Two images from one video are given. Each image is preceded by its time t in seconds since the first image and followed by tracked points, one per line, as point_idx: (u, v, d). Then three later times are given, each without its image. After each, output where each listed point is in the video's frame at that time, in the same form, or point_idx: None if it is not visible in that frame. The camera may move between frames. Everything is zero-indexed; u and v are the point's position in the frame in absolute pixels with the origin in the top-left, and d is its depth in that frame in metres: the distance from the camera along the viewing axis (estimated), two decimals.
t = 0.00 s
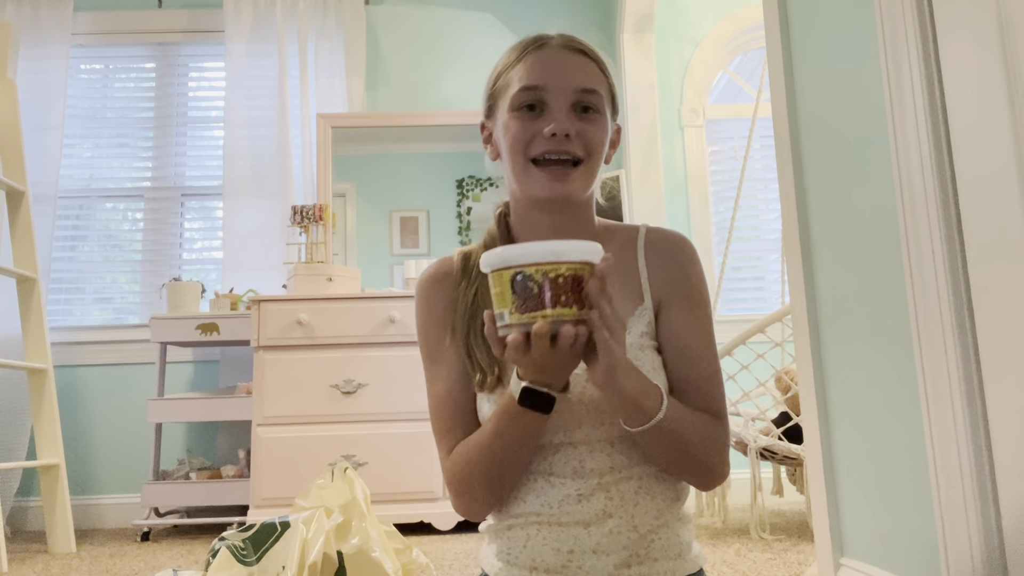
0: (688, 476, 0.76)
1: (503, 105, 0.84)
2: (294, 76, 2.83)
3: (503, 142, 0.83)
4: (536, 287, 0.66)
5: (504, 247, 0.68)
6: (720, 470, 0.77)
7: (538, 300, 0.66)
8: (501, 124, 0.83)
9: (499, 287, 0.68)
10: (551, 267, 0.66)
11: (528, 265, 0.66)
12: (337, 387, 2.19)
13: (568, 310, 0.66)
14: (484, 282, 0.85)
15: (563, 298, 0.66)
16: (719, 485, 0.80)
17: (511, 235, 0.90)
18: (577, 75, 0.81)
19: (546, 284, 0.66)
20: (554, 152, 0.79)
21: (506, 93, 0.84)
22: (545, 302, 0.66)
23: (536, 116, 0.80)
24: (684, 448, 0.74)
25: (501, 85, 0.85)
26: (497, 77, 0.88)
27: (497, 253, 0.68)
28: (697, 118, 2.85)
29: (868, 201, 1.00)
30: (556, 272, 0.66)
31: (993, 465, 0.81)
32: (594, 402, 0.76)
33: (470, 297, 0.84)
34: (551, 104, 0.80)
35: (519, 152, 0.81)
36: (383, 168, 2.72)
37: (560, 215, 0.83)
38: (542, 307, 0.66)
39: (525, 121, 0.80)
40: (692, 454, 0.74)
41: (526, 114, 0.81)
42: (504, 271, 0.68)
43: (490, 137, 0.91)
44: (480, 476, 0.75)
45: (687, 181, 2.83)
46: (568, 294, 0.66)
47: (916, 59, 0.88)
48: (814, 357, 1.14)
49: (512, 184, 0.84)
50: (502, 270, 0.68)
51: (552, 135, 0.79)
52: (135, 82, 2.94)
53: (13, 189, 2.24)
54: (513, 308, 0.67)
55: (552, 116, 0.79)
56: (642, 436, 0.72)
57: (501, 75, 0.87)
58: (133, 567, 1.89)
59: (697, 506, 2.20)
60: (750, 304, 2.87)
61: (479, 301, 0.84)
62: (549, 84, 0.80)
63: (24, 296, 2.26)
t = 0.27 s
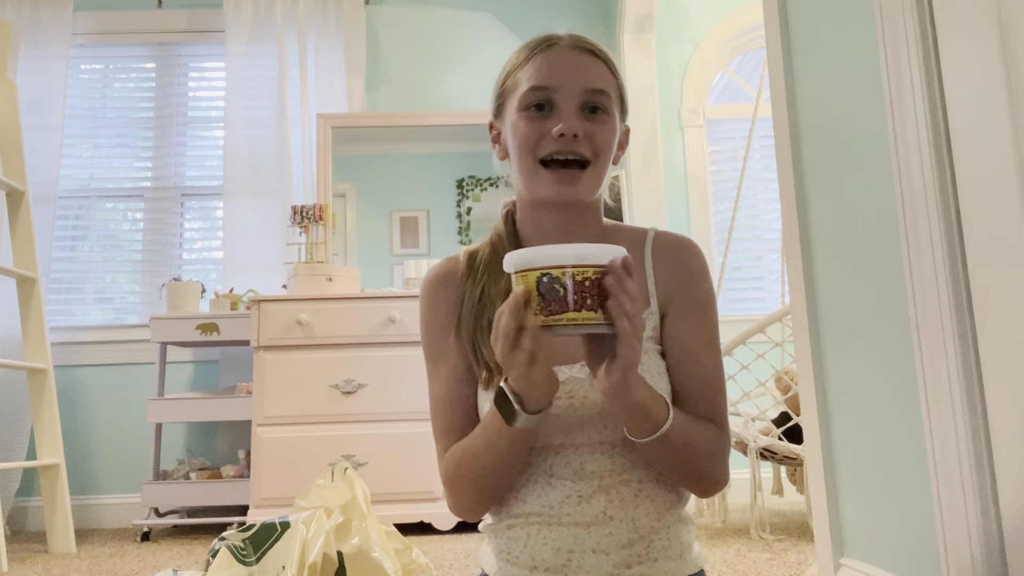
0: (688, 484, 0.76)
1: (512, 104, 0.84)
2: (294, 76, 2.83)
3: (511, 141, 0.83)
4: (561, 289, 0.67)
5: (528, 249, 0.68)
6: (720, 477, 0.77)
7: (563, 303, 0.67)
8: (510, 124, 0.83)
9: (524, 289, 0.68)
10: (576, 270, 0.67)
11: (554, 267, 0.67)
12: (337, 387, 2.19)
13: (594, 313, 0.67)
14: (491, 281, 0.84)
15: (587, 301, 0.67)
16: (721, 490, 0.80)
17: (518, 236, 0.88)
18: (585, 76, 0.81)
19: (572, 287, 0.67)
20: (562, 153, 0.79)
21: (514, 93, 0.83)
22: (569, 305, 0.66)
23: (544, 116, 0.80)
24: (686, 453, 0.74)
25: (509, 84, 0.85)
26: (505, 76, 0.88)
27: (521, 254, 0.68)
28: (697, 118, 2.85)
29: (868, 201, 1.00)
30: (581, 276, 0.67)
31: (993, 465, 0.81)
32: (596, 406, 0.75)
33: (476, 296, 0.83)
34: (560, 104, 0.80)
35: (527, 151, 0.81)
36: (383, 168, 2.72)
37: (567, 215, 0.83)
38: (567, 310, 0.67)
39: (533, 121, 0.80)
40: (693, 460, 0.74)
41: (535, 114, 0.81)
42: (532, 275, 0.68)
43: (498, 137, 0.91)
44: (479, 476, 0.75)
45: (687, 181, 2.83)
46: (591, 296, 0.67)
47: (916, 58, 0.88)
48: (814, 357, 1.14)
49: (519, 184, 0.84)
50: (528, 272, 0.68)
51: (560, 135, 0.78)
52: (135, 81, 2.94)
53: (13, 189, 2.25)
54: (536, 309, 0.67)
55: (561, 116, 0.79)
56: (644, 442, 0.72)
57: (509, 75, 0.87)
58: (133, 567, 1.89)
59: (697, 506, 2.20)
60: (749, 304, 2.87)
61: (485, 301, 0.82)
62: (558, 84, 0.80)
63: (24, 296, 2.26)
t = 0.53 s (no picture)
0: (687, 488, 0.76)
1: (516, 101, 0.83)
2: (294, 76, 2.83)
3: (515, 139, 0.82)
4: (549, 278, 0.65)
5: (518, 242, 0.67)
6: (722, 481, 0.77)
7: (549, 292, 0.65)
8: (514, 121, 0.82)
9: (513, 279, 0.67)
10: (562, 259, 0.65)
11: (542, 258, 0.66)
12: (337, 387, 2.19)
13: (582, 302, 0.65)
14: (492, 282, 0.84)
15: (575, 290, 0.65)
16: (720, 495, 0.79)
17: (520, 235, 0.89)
18: (590, 74, 0.80)
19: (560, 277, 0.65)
20: (566, 152, 0.78)
21: (518, 90, 0.83)
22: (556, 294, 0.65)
23: (548, 114, 0.79)
24: (686, 458, 0.73)
25: (513, 82, 0.85)
26: (510, 74, 0.87)
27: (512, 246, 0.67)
28: (697, 118, 2.84)
29: (868, 202, 1.00)
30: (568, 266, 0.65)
31: (993, 464, 0.81)
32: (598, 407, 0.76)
33: (479, 297, 0.83)
34: (565, 101, 0.79)
35: (531, 149, 0.79)
36: (383, 168, 2.72)
37: (569, 213, 0.83)
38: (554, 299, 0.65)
39: (537, 118, 0.79)
40: (695, 463, 0.74)
41: (540, 111, 0.79)
42: (520, 266, 0.67)
43: (502, 136, 0.90)
44: (479, 478, 0.75)
45: (687, 181, 2.83)
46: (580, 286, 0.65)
47: (916, 58, 0.88)
48: (814, 357, 1.14)
49: (523, 181, 0.83)
50: (518, 263, 0.67)
51: (565, 133, 0.77)
52: (135, 81, 2.94)
53: (12, 189, 2.24)
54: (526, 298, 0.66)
55: (565, 113, 0.78)
56: (643, 443, 0.72)
57: (513, 72, 0.86)
58: (133, 567, 1.89)
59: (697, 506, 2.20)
60: (749, 303, 2.87)
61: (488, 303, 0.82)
62: (563, 82, 0.79)
63: (24, 296, 2.26)
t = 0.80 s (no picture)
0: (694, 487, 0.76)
1: (514, 96, 0.82)
2: (294, 76, 2.83)
3: (513, 135, 0.82)
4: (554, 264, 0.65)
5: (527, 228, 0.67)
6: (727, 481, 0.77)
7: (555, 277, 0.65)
8: (512, 117, 0.82)
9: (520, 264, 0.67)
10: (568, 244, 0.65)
11: (549, 244, 0.66)
12: (337, 387, 2.19)
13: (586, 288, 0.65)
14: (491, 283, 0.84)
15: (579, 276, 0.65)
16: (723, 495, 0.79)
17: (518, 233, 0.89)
18: (590, 69, 0.80)
19: (564, 262, 0.65)
20: (566, 149, 0.78)
21: (517, 86, 0.82)
22: (562, 279, 0.65)
23: (548, 110, 0.79)
24: (690, 460, 0.73)
25: (512, 78, 0.84)
26: (508, 69, 0.86)
27: (521, 232, 0.67)
28: (697, 118, 2.85)
29: (868, 201, 1.00)
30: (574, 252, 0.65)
31: (993, 465, 0.81)
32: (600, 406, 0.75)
33: (477, 299, 0.83)
34: (565, 98, 0.79)
35: (530, 146, 0.79)
36: (383, 168, 2.72)
37: (568, 211, 0.82)
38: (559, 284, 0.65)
39: (537, 114, 0.79)
40: (697, 464, 0.74)
41: (540, 107, 0.79)
42: (527, 251, 0.66)
43: (499, 131, 0.90)
44: (479, 481, 0.75)
45: (687, 181, 2.83)
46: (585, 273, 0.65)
47: (916, 59, 0.88)
48: (814, 357, 1.14)
49: (521, 177, 0.83)
50: (525, 249, 0.67)
51: (565, 130, 0.77)
52: (135, 81, 2.94)
53: (12, 189, 2.24)
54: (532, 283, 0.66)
55: (565, 110, 0.78)
56: (646, 444, 0.72)
57: (511, 68, 0.86)
58: (133, 567, 1.89)
59: (698, 505, 2.20)
60: (749, 304, 2.88)
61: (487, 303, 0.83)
62: (563, 78, 0.79)
63: (24, 296, 2.26)
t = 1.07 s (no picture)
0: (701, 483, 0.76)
1: (512, 95, 0.82)
2: (294, 76, 2.83)
3: (512, 134, 0.82)
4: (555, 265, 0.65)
5: (529, 231, 0.67)
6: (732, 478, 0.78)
7: (557, 279, 0.65)
8: (511, 116, 0.81)
9: (522, 266, 0.66)
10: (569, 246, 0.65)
11: (550, 246, 0.65)
12: (337, 387, 2.19)
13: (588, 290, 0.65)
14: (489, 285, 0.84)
15: (581, 277, 0.64)
16: (724, 495, 0.79)
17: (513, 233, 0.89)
18: (590, 68, 0.79)
19: (565, 263, 0.64)
20: (567, 150, 0.78)
21: (515, 84, 0.82)
22: (563, 280, 0.64)
23: (548, 110, 0.79)
24: (691, 460, 0.73)
25: (509, 76, 0.84)
26: (504, 67, 0.86)
27: (523, 236, 0.67)
28: (697, 118, 2.85)
29: (868, 201, 1.00)
30: (575, 253, 0.65)
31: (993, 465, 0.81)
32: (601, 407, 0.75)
33: (474, 301, 0.83)
34: (565, 98, 0.79)
35: (530, 146, 0.79)
36: (383, 168, 2.72)
37: (568, 211, 0.82)
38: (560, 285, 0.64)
39: (537, 114, 0.79)
40: (699, 464, 0.74)
41: (539, 107, 0.79)
42: (529, 253, 0.66)
43: (494, 129, 0.89)
44: (479, 485, 0.75)
45: (687, 181, 2.83)
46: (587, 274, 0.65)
47: (916, 59, 0.88)
48: (814, 358, 1.14)
49: (519, 178, 0.83)
50: (527, 251, 0.66)
51: (567, 131, 0.77)
52: (135, 81, 2.94)
53: (13, 189, 2.24)
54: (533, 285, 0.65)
55: (566, 110, 0.78)
56: (647, 442, 0.71)
57: (508, 66, 0.85)
58: (133, 567, 1.89)
59: (698, 505, 2.20)
60: (749, 304, 2.88)
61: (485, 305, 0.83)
62: (563, 77, 0.79)
63: (24, 296, 2.26)
